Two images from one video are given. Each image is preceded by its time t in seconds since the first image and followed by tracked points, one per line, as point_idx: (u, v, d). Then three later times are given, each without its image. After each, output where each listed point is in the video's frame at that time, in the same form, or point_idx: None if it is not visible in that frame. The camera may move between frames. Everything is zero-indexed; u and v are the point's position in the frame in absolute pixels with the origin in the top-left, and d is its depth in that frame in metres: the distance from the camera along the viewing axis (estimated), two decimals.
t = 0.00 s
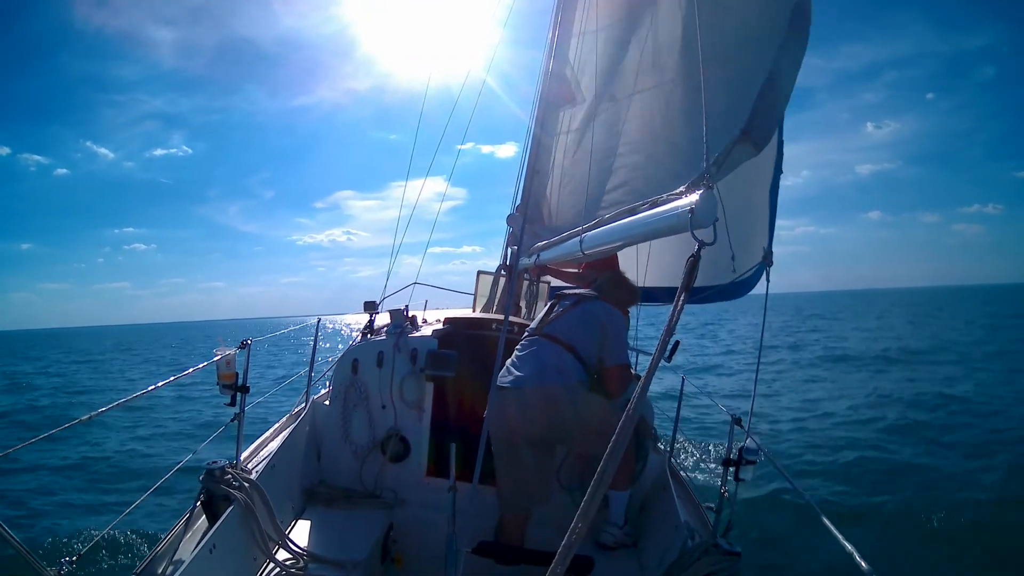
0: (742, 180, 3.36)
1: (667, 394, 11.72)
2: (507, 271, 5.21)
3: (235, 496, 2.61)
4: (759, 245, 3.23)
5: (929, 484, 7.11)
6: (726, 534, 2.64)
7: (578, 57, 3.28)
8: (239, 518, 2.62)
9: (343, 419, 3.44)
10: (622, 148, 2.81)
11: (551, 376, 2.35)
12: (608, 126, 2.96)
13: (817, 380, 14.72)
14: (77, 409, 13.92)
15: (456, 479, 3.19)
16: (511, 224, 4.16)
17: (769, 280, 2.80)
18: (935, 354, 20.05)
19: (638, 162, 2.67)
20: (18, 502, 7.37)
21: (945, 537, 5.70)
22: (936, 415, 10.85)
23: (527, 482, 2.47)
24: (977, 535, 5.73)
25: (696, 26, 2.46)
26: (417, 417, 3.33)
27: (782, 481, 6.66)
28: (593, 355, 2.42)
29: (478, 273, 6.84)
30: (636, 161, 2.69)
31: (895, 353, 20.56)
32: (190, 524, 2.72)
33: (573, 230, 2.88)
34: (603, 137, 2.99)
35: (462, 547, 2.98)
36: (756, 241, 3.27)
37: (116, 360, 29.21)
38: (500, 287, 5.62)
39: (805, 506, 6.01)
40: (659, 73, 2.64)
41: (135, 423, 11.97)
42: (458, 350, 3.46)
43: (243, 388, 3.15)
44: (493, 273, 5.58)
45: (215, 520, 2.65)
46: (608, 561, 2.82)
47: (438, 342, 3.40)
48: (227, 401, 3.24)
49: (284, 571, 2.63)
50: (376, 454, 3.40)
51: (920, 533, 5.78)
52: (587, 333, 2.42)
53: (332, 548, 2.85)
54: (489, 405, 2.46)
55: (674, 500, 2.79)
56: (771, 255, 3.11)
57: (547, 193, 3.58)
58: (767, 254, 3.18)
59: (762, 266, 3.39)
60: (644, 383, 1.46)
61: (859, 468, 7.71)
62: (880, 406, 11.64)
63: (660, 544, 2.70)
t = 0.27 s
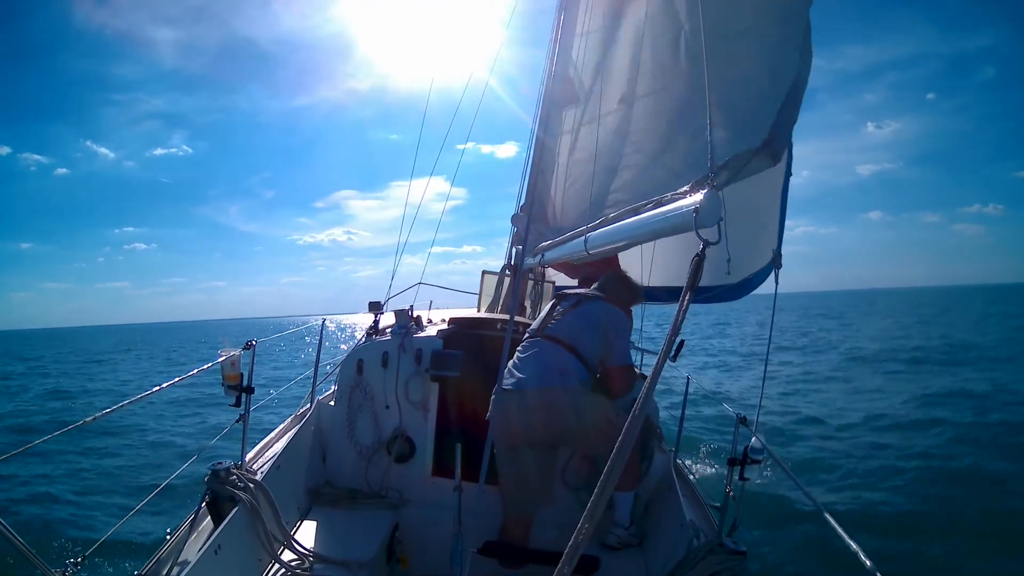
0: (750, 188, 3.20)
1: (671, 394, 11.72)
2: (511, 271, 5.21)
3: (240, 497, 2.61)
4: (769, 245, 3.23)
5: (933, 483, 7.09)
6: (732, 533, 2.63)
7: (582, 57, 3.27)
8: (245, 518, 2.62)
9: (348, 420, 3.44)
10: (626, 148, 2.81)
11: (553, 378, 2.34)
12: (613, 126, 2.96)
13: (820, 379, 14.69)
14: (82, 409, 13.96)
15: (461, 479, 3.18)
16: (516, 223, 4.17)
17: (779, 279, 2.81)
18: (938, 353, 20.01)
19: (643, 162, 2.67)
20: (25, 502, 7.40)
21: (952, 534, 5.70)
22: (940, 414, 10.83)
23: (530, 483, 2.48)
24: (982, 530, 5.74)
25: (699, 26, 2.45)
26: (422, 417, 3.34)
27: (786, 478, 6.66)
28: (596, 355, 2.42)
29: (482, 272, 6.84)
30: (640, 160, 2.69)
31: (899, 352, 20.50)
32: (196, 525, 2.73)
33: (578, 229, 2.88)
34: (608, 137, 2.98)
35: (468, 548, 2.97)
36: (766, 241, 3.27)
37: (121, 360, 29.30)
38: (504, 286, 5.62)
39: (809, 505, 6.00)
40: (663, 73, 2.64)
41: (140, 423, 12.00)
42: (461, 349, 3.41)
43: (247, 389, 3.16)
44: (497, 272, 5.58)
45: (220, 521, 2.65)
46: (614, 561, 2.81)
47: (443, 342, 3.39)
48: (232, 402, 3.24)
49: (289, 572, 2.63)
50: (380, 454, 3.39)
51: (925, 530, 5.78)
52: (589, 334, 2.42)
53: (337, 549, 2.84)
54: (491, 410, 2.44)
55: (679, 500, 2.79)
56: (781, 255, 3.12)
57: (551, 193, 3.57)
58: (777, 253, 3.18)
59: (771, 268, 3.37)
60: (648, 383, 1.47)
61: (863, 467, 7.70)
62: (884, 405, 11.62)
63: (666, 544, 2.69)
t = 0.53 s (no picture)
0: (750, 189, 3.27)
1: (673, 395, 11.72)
2: (514, 274, 5.20)
3: (244, 501, 2.62)
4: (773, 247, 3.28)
5: (934, 484, 7.08)
6: (736, 536, 2.64)
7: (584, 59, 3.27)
8: (248, 522, 2.62)
9: (351, 423, 3.44)
10: (628, 149, 2.81)
11: (557, 381, 2.34)
12: (615, 127, 2.96)
13: (823, 380, 14.66)
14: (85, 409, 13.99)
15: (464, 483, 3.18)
16: (519, 226, 4.17)
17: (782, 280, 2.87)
18: (942, 354, 19.96)
19: (646, 164, 2.66)
20: (28, 504, 7.41)
21: (955, 535, 5.72)
22: (944, 415, 10.80)
23: (534, 486, 2.47)
24: (985, 533, 5.75)
25: (699, 26, 2.45)
26: (425, 420, 3.35)
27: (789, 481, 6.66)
28: (601, 359, 2.42)
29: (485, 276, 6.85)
30: (643, 162, 2.69)
31: (901, 352, 20.46)
32: (200, 529, 2.74)
33: (581, 232, 2.88)
34: (610, 139, 2.99)
35: (472, 551, 2.98)
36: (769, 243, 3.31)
37: (124, 362, 29.38)
38: (507, 289, 5.61)
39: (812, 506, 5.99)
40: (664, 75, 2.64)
41: (143, 424, 12.01)
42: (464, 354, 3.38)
43: (250, 393, 3.15)
44: (500, 276, 5.58)
45: (224, 525, 2.65)
46: (617, 564, 2.82)
47: (445, 345, 3.38)
48: (234, 406, 3.24)
49: None
50: (384, 458, 3.40)
51: (927, 532, 5.80)
52: (593, 336, 2.42)
53: (342, 552, 2.85)
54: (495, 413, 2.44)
55: (683, 503, 2.79)
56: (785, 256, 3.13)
57: (553, 195, 3.58)
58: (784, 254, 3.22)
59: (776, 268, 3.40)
60: (651, 386, 1.47)
61: (865, 469, 7.69)
62: (887, 406, 11.60)
63: (669, 547, 2.70)
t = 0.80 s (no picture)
0: (753, 194, 3.35)
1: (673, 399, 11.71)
2: (514, 283, 5.20)
3: (244, 510, 2.62)
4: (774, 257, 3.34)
5: (935, 486, 7.08)
6: (736, 543, 2.65)
7: (583, 68, 3.28)
8: (249, 532, 2.63)
9: (351, 433, 3.44)
10: (629, 159, 2.80)
11: (561, 391, 2.34)
12: (615, 137, 2.96)
13: (824, 381, 14.64)
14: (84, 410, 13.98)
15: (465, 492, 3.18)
16: (518, 236, 4.18)
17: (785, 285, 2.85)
18: (942, 354, 19.95)
19: (646, 173, 2.66)
20: (27, 507, 7.39)
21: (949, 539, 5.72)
22: (944, 416, 10.79)
23: (537, 496, 2.46)
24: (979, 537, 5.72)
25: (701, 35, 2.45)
26: (424, 430, 3.35)
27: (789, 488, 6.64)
28: (606, 370, 2.42)
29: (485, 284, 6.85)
30: (644, 171, 2.67)
31: (902, 352, 20.45)
32: (201, 538, 2.74)
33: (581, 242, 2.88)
34: (611, 148, 2.98)
35: (472, 561, 2.97)
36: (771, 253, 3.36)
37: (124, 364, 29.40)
38: (507, 298, 5.61)
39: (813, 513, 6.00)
40: (664, 84, 2.64)
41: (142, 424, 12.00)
42: (465, 362, 3.38)
43: (250, 403, 3.16)
44: (500, 284, 5.58)
45: (224, 535, 2.65)
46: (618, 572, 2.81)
47: (444, 355, 3.38)
48: (234, 415, 3.24)
49: None
50: (384, 468, 3.40)
51: (921, 537, 5.79)
52: (598, 346, 2.42)
53: (342, 562, 2.85)
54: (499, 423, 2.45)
55: (683, 511, 2.79)
56: (787, 264, 3.14)
57: (553, 205, 3.58)
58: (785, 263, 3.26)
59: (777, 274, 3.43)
60: (651, 398, 1.47)
61: (865, 472, 7.68)
62: (888, 407, 11.59)
63: (670, 557, 2.69)
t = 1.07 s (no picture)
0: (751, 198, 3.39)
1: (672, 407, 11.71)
2: (513, 292, 5.20)
3: (243, 518, 2.63)
4: (771, 260, 3.26)
5: (934, 487, 7.09)
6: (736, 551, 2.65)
7: (581, 76, 3.30)
8: (247, 539, 2.63)
9: (350, 442, 3.45)
10: (627, 167, 2.81)
11: (562, 399, 2.34)
12: (612, 144, 2.97)
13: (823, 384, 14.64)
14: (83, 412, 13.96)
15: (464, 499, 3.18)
16: (517, 245, 4.20)
17: (781, 297, 2.87)
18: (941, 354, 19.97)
19: (644, 179, 2.66)
20: (24, 510, 7.37)
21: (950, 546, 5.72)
22: (945, 417, 10.78)
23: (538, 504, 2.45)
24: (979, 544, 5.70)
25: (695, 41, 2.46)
26: (424, 438, 3.35)
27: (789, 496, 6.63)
28: (607, 380, 2.42)
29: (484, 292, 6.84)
30: (641, 178, 2.69)
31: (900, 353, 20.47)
32: (200, 544, 2.75)
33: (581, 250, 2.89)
34: (608, 156, 2.99)
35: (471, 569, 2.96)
36: (767, 255, 3.29)
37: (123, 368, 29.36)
38: (505, 307, 5.61)
39: (812, 521, 6.00)
40: (660, 91, 2.65)
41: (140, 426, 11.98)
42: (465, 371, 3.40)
43: (249, 411, 3.16)
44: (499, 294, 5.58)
45: (223, 542, 2.66)
46: None
47: (444, 364, 3.40)
48: (234, 423, 3.25)
49: None
50: (383, 476, 3.40)
51: (922, 546, 5.79)
52: (599, 355, 2.42)
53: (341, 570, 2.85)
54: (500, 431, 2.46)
55: (682, 520, 2.79)
56: (784, 271, 3.12)
57: (552, 213, 3.59)
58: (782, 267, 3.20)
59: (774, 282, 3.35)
60: (649, 405, 1.48)
61: (865, 474, 7.67)
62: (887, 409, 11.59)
63: (669, 566, 2.69)
